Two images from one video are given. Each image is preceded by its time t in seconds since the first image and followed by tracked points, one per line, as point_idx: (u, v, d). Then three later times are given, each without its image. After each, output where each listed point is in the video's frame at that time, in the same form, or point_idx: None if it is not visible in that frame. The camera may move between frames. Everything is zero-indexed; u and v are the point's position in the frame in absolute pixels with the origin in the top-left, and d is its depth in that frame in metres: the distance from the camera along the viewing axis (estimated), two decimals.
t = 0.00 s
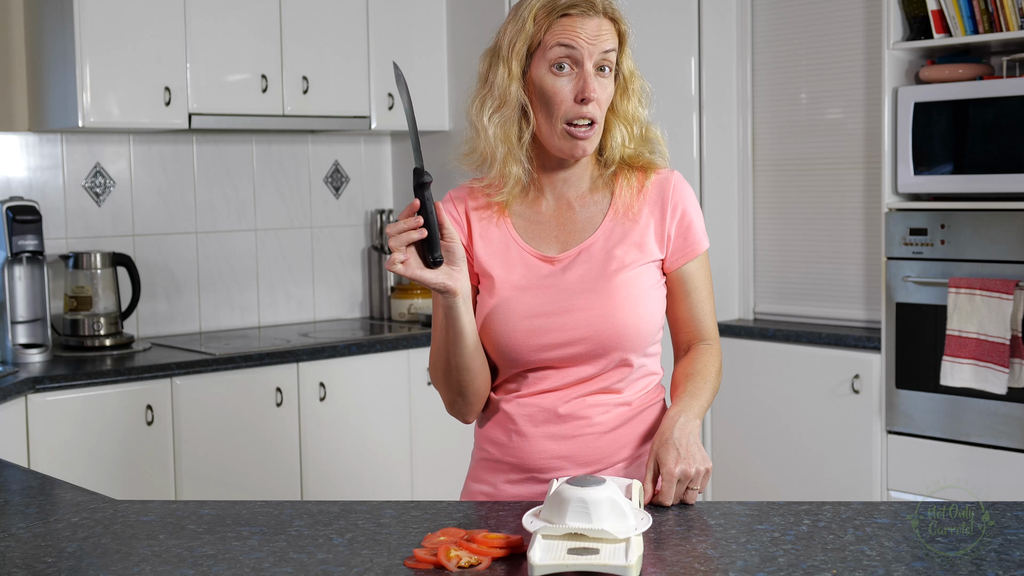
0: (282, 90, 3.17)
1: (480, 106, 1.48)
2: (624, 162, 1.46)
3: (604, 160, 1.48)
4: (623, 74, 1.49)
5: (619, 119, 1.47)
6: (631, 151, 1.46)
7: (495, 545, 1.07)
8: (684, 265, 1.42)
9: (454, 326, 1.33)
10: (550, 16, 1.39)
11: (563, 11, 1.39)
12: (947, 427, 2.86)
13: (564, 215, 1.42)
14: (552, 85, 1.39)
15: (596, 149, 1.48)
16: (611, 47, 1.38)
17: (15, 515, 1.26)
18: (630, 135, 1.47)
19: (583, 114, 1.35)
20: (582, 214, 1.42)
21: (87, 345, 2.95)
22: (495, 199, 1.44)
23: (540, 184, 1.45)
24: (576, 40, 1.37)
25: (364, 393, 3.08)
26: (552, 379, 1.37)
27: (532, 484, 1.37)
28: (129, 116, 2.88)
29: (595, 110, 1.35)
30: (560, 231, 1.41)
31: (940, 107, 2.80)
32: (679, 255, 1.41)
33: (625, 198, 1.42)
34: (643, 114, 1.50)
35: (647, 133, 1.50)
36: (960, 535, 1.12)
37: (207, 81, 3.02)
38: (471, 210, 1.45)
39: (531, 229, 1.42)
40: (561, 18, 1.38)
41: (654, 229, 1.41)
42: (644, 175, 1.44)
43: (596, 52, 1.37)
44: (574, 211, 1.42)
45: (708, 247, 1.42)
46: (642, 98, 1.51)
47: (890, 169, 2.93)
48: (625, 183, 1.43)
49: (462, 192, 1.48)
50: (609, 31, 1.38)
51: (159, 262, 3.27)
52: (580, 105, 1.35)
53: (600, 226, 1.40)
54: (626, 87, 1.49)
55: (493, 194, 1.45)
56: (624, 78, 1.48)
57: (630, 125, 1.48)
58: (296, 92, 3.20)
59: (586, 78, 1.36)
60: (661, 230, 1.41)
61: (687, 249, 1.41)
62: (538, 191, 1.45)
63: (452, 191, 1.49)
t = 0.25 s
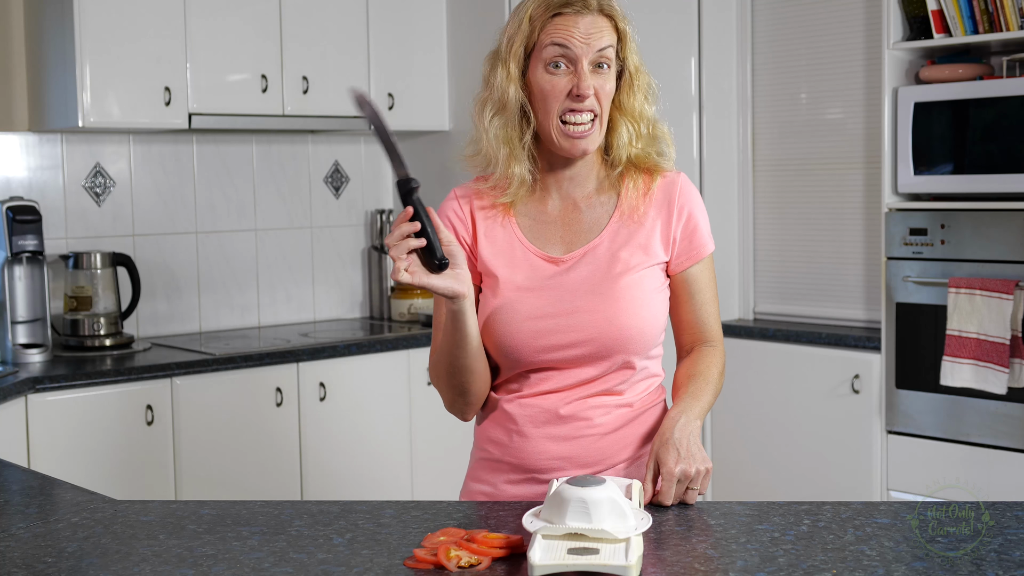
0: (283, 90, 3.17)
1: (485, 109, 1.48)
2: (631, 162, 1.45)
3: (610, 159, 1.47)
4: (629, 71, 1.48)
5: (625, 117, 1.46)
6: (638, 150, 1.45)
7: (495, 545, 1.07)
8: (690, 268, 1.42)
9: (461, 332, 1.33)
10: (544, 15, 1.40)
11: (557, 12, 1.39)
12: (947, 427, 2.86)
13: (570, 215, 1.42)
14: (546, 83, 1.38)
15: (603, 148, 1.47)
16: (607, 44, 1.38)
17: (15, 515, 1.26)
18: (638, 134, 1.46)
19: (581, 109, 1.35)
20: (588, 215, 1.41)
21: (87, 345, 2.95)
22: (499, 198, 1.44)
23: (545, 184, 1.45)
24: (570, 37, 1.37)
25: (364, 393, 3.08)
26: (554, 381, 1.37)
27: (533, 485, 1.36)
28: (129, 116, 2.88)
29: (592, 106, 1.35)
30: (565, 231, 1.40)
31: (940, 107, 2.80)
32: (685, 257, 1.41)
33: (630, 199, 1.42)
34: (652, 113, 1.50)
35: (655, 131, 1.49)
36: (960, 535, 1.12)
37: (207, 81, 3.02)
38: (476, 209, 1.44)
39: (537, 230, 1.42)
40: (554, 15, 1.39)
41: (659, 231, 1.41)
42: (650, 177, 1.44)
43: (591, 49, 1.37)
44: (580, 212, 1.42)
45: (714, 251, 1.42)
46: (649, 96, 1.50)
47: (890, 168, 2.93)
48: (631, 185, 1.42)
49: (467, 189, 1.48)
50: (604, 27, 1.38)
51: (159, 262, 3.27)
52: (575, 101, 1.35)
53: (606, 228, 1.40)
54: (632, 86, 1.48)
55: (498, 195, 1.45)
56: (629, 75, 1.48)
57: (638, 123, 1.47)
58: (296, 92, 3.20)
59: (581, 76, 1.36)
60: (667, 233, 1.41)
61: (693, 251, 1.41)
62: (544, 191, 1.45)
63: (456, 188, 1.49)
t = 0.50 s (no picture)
0: (283, 90, 3.17)
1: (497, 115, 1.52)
2: (644, 158, 1.44)
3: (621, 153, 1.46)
4: (633, 54, 1.43)
5: (633, 109, 1.46)
6: (650, 142, 1.45)
7: (495, 545, 1.07)
8: (697, 274, 1.43)
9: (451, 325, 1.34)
10: (524, 14, 1.39)
11: (531, 8, 1.37)
12: (947, 427, 2.86)
13: (582, 215, 1.41)
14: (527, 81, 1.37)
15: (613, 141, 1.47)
16: (581, 34, 1.36)
17: (15, 515, 1.26)
18: (645, 125, 1.45)
19: (559, 104, 1.34)
20: (600, 216, 1.40)
21: (87, 345, 2.95)
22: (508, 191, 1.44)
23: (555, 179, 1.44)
24: (541, 32, 1.35)
25: (364, 393, 3.08)
26: (554, 380, 1.36)
27: (528, 484, 1.36)
28: (129, 116, 2.88)
29: (570, 98, 1.34)
30: (575, 231, 1.39)
31: (940, 107, 2.80)
32: (694, 263, 1.42)
33: (641, 198, 1.41)
34: (661, 100, 1.49)
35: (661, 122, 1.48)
36: (960, 535, 1.12)
37: (207, 81, 3.02)
38: (486, 199, 1.44)
39: (545, 225, 1.41)
40: (529, 13, 1.38)
41: (668, 235, 1.40)
42: (661, 178, 1.43)
43: (559, 40, 1.35)
44: (592, 211, 1.41)
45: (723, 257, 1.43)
46: (661, 85, 1.49)
47: (890, 169, 2.93)
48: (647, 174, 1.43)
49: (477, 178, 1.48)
50: (580, 19, 1.36)
51: (159, 263, 3.27)
52: (551, 97, 1.34)
53: (616, 229, 1.39)
54: (638, 71, 1.44)
55: (507, 187, 1.45)
56: (633, 56, 1.43)
57: (646, 113, 1.46)
58: (296, 92, 3.20)
59: (552, 71, 1.35)
60: (677, 237, 1.41)
61: (702, 257, 1.42)
62: (552, 188, 1.44)
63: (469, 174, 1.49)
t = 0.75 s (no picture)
0: (283, 90, 3.17)
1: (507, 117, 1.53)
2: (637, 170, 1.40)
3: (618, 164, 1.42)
4: (639, 63, 1.40)
5: (633, 122, 1.43)
6: (648, 158, 1.41)
7: (495, 545, 1.07)
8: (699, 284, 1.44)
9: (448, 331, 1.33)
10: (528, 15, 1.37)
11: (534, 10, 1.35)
12: (947, 427, 2.86)
13: (581, 226, 1.40)
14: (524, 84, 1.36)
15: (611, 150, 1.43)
16: (578, 39, 1.33)
17: (15, 515, 1.26)
18: (641, 142, 1.42)
19: (550, 113, 1.33)
20: (599, 228, 1.40)
21: (87, 345, 2.95)
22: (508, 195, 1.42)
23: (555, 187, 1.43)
24: (540, 36, 1.33)
25: (364, 393, 3.08)
26: (550, 386, 1.37)
27: (517, 484, 1.37)
28: (129, 117, 2.88)
29: (561, 107, 1.32)
30: (573, 241, 1.39)
31: (940, 107, 2.80)
32: (695, 273, 1.44)
33: (637, 215, 1.39)
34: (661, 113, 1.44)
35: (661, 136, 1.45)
36: (960, 535, 1.12)
37: (207, 81, 3.02)
38: (487, 203, 1.42)
39: (545, 233, 1.40)
40: (531, 15, 1.36)
41: (670, 248, 1.40)
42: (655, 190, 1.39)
43: (555, 45, 1.32)
44: (594, 221, 1.40)
45: (725, 266, 1.44)
46: (665, 96, 1.44)
47: (890, 169, 2.93)
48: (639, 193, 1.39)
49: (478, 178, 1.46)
50: (581, 25, 1.34)
51: (159, 263, 3.27)
52: (542, 104, 1.32)
53: (615, 243, 1.38)
54: (642, 83, 1.41)
55: (507, 189, 1.43)
56: (639, 67, 1.40)
57: (644, 128, 1.43)
58: (296, 92, 3.20)
59: (545, 75, 1.33)
60: (679, 250, 1.41)
61: (704, 268, 1.43)
62: (552, 193, 1.43)
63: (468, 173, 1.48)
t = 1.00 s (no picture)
0: (283, 90, 3.17)
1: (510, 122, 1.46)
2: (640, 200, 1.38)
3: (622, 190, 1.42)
4: (646, 93, 1.35)
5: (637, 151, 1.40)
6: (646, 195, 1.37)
7: (495, 545, 1.07)
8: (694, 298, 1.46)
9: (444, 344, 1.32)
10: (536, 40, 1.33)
11: (541, 37, 1.31)
12: (947, 427, 2.86)
13: (580, 245, 1.40)
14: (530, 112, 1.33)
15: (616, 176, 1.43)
16: (586, 75, 1.29)
17: (15, 515, 1.26)
18: (643, 178, 1.38)
19: (555, 146, 1.29)
20: (598, 248, 1.40)
21: (87, 345, 2.95)
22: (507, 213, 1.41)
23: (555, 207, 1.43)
24: (547, 67, 1.29)
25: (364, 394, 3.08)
26: (546, 398, 1.37)
27: (510, 490, 1.37)
28: (129, 117, 2.88)
29: (567, 142, 1.29)
30: (572, 262, 1.39)
31: (940, 107, 2.80)
32: (693, 288, 1.45)
33: (635, 245, 1.38)
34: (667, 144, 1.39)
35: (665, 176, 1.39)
36: (960, 535, 1.12)
37: (207, 81, 3.02)
38: (483, 218, 1.41)
39: (543, 250, 1.40)
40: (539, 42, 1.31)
41: (669, 266, 1.41)
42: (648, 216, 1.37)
43: (563, 80, 1.29)
44: (592, 241, 1.41)
45: (722, 281, 1.45)
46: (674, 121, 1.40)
47: (890, 169, 2.93)
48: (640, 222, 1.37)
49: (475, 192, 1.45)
50: (590, 57, 1.30)
51: (159, 262, 3.27)
52: (547, 139, 1.29)
53: (613, 265, 1.37)
54: (649, 115, 1.36)
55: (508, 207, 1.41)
56: (644, 98, 1.35)
57: (652, 164, 1.38)
58: (296, 92, 3.20)
59: (551, 108, 1.29)
60: (678, 267, 1.42)
61: (702, 283, 1.44)
62: (553, 212, 1.43)
63: (464, 184, 1.46)
